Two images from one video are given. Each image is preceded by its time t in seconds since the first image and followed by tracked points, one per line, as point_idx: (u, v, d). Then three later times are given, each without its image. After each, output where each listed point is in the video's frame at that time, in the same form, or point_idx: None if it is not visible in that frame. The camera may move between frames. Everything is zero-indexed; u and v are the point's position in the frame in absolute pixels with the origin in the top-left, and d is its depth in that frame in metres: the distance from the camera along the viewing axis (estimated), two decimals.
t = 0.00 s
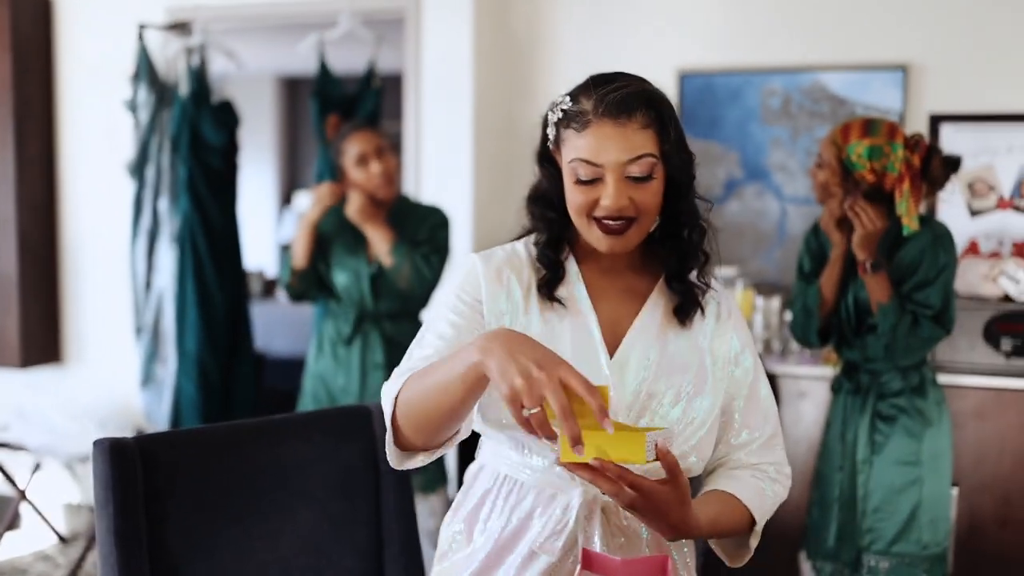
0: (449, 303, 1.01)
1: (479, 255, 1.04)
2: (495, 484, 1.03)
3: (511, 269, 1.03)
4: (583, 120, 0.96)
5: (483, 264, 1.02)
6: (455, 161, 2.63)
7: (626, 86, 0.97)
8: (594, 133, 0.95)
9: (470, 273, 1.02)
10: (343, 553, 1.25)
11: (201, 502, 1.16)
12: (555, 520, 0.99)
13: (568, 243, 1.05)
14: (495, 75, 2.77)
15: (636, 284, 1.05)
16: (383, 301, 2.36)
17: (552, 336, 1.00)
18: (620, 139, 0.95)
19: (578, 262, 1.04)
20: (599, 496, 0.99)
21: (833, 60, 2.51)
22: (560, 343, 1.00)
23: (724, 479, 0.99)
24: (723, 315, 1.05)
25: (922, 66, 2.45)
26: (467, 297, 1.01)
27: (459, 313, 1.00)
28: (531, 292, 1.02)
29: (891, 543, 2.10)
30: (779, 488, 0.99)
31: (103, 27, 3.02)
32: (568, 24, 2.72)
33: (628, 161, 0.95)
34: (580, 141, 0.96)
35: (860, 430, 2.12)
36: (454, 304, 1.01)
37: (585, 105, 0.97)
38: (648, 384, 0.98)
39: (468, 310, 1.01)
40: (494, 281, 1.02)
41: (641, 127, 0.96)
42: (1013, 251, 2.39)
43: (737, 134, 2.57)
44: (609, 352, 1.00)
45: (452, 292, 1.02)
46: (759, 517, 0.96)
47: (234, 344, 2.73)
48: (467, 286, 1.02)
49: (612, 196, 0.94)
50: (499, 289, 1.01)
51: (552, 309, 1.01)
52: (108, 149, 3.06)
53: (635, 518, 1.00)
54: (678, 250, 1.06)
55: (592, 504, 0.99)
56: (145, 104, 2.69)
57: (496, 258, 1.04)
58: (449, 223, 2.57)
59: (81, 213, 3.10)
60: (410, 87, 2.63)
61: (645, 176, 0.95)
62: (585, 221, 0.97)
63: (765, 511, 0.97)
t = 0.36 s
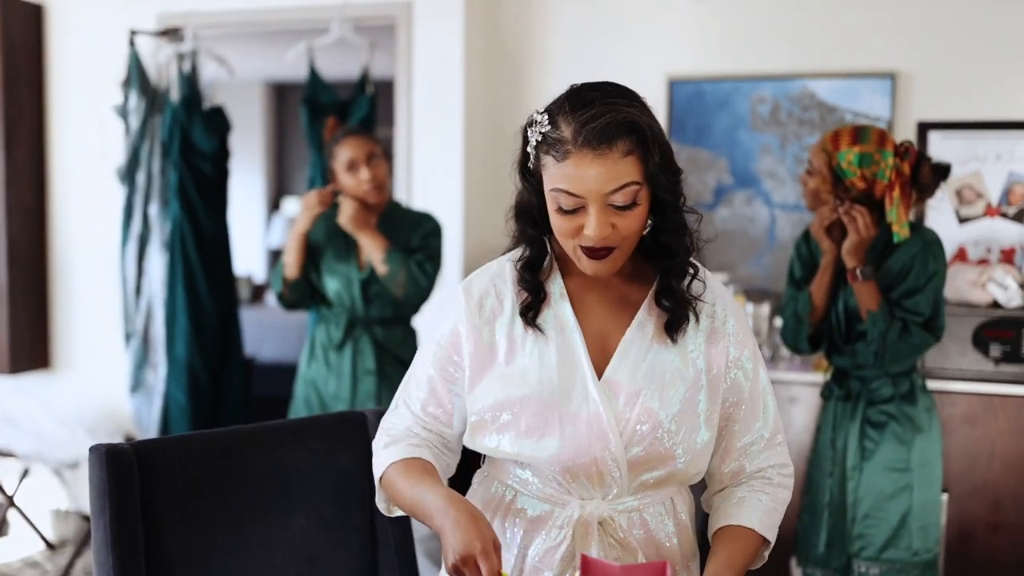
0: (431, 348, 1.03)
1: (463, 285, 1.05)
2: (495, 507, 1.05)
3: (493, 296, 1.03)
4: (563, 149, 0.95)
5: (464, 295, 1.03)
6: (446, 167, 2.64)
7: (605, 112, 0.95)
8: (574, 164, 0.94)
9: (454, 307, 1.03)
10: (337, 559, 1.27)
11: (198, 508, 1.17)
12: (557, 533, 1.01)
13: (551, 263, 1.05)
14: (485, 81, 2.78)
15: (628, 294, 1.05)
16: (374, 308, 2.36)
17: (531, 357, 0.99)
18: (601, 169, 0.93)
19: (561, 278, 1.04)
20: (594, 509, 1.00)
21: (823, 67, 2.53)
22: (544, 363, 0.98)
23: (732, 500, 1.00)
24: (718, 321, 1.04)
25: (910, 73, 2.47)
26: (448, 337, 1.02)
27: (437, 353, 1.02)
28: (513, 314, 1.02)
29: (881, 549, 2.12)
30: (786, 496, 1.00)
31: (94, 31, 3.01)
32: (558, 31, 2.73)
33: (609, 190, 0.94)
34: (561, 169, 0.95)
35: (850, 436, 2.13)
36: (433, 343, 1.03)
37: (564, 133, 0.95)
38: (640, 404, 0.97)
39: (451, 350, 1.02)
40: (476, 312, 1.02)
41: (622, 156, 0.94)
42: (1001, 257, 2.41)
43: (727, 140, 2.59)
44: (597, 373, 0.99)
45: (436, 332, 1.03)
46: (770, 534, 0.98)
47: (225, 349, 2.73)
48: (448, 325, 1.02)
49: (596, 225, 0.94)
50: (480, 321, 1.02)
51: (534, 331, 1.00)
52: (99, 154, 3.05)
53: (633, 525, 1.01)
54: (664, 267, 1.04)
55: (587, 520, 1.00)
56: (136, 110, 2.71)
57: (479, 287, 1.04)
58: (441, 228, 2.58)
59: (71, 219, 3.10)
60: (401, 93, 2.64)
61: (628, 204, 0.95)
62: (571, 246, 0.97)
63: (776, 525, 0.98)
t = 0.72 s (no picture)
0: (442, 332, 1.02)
1: (469, 272, 1.04)
2: (501, 494, 1.05)
3: (498, 282, 1.03)
4: (564, 145, 0.94)
5: (472, 281, 1.03)
6: (445, 156, 2.64)
7: (607, 108, 0.94)
8: (575, 159, 0.94)
9: (461, 293, 1.03)
10: (341, 545, 1.27)
11: (202, 492, 1.18)
12: (560, 515, 1.01)
13: (553, 251, 1.05)
14: (484, 70, 2.79)
15: (629, 281, 1.06)
16: (375, 296, 2.36)
17: (538, 342, 0.99)
18: (603, 164, 0.93)
19: (563, 265, 1.05)
20: (597, 492, 1.01)
21: (822, 57, 2.53)
22: (548, 350, 0.99)
23: (714, 495, 1.03)
24: (716, 305, 1.05)
25: (910, 64, 2.47)
26: (459, 322, 1.01)
27: (447, 346, 1.01)
28: (518, 300, 1.02)
29: (878, 537, 2.13)
30: (766, 493, 1.02)
31: (90, 20, 3.01)
32: (558, 20, 2.73)
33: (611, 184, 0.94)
34: (562, 164, 0.95)
35: (847, 425, 2.15)
36: (442, 334, 1.02)
37: (565, 127, 0.95)
38: (640, 392, 0.98)
39: (464, 334, 1.01)
40: (485, 297, 1.02)
41: (624, 151, 0.94)
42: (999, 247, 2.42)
43: (725, 130, 2.59)
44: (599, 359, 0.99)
45: (448, 315, 1.02)
46: (747, 532, 1.00)
47: (223, 338, 2.73)
48: (457, 310, 1.02)
49: (598, 220, 0.94)
50: (490, 305, 1.01)
51: (540, 317, 1.01)
52: (96, 144, 3.04)
53: (637, 509, 1.01)
54: (665, 256, 1.05)
55: (591, 503, 1.00)
56: (133, 99, 2.70)
57: (485, 272, 1.04)
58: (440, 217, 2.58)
59: (69, 208, 3.09)
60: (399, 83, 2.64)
61: (630, 198, 0.95)
62: (572, 237, 0.98)
63: (752, 524, 1.01)
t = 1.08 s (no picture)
0: (439, 286, 1.00)
1: (466, 225, 1.03)
2: (496, 454, 1.05)
3: (496, 235, 1.02)
4: (573, 99, 0.94)
5: (469, 234, 1.02)
6: (444, 114, 2.63)
7: (617, 63, 0.94)
8: (583, 113, 0.93)
9: (458, 246, 1.01)
10: (345, 501, 1.28)
11: (208, 447, 1.19)
12: (562, 471, 1.02)
13: (553, 206, 1.05)
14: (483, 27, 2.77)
15: (631, 238, 1.06)
16: (377, 254, 2.36)
17: (537, 298, 0.99)
18: (612, 118, 0.93)
19: (563, 221, 1.05)
20: (599, 448, 1.01)
21: (825, 14, 2.51)
22: (548, 305, 0.99)
23: (698, 456, 1.04)
24: (710, 261, 1.05)
25: (912, 21, 2.45)
26: (456, 277, 1.00)
27: (444, 305, 1.00)
28: (516, 255, 1.01)
29: (875, 493, 2.14)
30: (750, 451, 1.04)
31: None
32: None
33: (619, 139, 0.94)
34: (568, 118, 0.94)
35: (845, 383, 2.17)
36: (437, 290, 1.00)
37: (574, 81, 0.94)
38: (641, 350, 0.99)
39: (461, 290, 1.00)
40: (483, 251, 1.01)
41: (633, 106, 0.93)
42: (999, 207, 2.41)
43: (726, 88, 2.58)
44: (602, 316, 1.00)
45: (444, 271, 1.01)
46: (731, 494, 1.02)
47: (222, 297, 2.73)
48: (455, 264, 1.00)
49: (604, 174, 0.94)
50: (487, 259, 1.01)
51: (538, 272, 1.00)
52: (94, 102, 3.03)
53: (638, 462, 1.02)
54: (665, 212, 1.05)
55: (596, 462, 1.00)
56: (130, 55, 2.68)
57: (483, 225, 1.03)
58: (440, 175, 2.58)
59: (67, 167, 3.08)
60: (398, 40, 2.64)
61: (636, 153, 0.95)
62: (574, 191, 0.97)
63: (735, 484, 1.02)
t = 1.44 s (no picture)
0: (442, 263, 1.01)
1: (466, 201, 1.03)
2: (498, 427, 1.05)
3: (496, 211, 1.02)
4: (574, 73, 0.93)
5: (470, 210, 1.02)
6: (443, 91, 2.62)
7: (618, 37, 0.94)
8: (584, 87, 0.93)
9: (458, 222, 1.02)
10: (347, 475, 1.29)
11: (211, 422, 1.19)
12: (563, 442, 1.02)
13: (554, 180, 1.05)
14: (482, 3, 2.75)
15: (633, 212, 1.06)
16: (377, 230, 2.34)
17: (539, 273, 1.00)
18: (613, 93, 0.92)
19: (565, 196, 1.05)
20: (601, 420, 1.01)
21: None
22: (550, 278, 0.99)
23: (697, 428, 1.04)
24: (714, 236, 1.05)
25: None
26: (458, 254, 1.01)
27: (446, 284, 1.00)
28: (517, 230, 1.01)
29: (872, 469, 2.18)
30: (748, 421, 1.04)
31: None
32: None
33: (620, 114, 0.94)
34: (570, 93, 0.94)
35: (844, 359, 2.17)
36: (440, 268, 1.01)
37: (575, 55, 0.94)
38: (642, 325, 0.99)
39: (463, 266, 1.01)
40: (483, 227, 1.01)
41: (635, 80, 0.93)
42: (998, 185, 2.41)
43: (725, 66, 2.57)
44: (602, 290, 1.00)
45: (446, 248, 1.01)
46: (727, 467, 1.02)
47: (220, 275, 2.71)
48: (457, 239, 1.01)
49: (605, 149, 0.94)
50: (489, 235, 1.01)
51: (539, 247, 1.00)
52: (89, 78, 3.01)
53: (640, 434, 1.02)
54: (667, 186, 1.05)
55: (598, 433, 1.01)
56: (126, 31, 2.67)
57: (483, 200, 1.03)
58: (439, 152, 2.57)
59: (63, 144, 3.06)
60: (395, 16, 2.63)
61: (638, 128, 0.94)
62: (575, 166, 0.97)
63: (731, 458, 1.02)
